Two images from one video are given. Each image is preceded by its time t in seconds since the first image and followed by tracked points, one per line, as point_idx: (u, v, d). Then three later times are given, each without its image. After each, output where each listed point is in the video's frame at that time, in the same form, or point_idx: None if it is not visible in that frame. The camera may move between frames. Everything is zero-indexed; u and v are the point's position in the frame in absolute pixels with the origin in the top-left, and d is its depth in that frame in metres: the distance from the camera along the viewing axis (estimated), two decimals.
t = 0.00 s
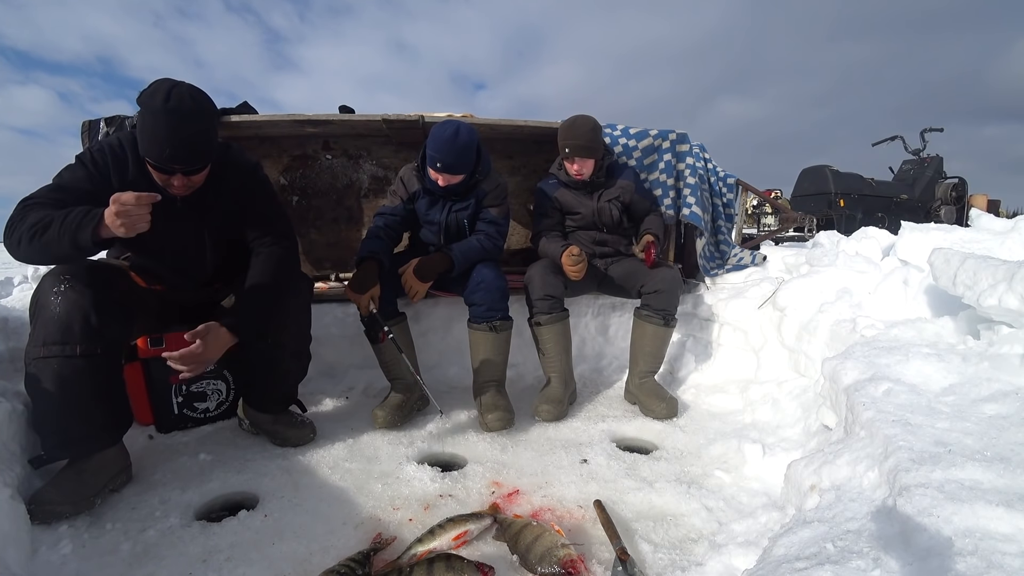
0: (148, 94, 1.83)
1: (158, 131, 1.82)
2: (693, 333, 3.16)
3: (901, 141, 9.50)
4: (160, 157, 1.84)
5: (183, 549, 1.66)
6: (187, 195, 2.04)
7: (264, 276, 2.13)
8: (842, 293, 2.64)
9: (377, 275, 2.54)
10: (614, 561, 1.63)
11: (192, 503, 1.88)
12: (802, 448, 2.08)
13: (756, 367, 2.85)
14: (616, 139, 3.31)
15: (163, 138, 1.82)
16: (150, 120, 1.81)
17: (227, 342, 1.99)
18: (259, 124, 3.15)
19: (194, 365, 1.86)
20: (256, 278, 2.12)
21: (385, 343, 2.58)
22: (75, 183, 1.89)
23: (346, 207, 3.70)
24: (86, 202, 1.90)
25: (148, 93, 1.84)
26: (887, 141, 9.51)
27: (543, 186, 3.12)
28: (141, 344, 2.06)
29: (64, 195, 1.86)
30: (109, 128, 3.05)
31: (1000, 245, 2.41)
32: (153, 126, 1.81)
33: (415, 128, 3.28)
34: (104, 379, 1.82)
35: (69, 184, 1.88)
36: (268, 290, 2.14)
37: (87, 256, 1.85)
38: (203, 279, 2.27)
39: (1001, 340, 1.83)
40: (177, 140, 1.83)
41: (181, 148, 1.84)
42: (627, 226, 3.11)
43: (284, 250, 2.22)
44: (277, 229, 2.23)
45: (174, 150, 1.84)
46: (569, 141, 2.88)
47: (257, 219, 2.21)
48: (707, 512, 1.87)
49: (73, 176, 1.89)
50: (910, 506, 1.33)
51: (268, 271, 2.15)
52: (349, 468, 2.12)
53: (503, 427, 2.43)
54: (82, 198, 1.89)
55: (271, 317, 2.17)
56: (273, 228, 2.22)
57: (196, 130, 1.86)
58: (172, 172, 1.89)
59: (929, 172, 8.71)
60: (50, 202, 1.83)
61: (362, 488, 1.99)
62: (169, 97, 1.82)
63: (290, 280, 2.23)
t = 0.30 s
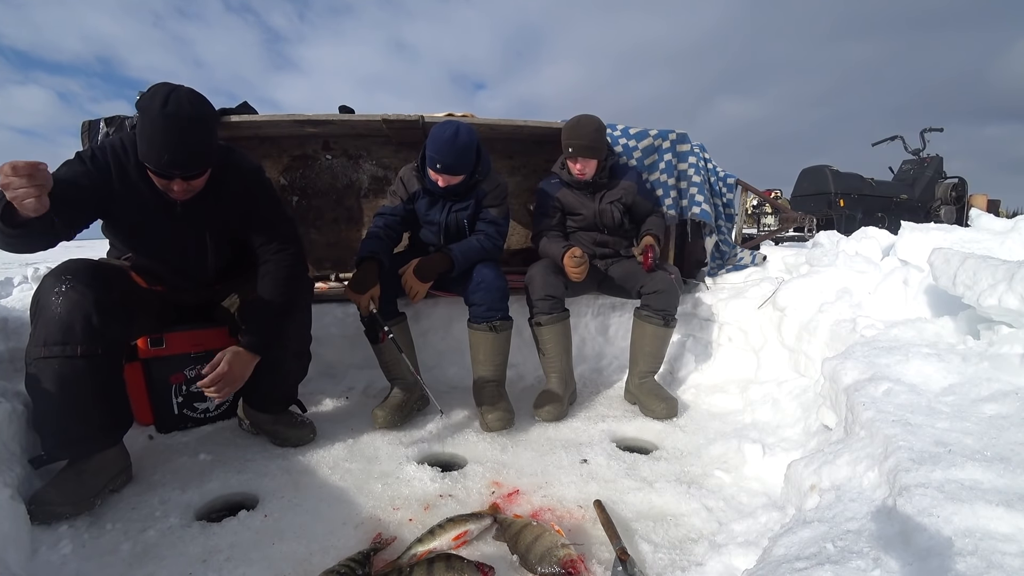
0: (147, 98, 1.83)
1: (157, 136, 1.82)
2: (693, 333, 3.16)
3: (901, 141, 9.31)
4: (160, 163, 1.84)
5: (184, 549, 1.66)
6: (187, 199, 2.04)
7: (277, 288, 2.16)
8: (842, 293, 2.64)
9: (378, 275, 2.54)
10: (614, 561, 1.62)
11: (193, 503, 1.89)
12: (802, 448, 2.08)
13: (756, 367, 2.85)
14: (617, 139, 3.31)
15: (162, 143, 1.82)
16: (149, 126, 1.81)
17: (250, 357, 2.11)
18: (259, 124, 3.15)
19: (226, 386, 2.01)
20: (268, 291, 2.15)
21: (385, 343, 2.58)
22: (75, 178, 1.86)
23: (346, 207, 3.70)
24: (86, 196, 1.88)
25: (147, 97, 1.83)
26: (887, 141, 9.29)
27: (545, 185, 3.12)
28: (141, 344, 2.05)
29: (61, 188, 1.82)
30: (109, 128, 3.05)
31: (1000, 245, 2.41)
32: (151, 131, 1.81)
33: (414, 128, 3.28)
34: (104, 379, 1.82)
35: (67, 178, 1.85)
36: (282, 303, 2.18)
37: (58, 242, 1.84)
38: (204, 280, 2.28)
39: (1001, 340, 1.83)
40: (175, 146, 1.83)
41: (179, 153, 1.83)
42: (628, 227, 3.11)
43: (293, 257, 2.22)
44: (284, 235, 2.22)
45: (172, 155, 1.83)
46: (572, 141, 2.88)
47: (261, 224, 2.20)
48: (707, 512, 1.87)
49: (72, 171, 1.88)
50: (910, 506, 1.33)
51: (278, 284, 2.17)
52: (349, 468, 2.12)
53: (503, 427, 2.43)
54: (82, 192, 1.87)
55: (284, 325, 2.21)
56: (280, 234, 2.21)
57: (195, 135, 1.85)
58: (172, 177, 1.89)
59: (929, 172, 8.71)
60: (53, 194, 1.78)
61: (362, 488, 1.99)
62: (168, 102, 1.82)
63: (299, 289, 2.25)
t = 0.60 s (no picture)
0: (148, 101, 1.83)
1: (158, 140, 1.82)
2: (693, 333, 3.16)
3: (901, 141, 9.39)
4: (160, 165, 1.84)
5: (184, 549, 1.66)
6: (187, 201, 2.03)
7: (281, 285, 2.17)
8: (842, 293, 2.64)
9: (378, 275, 2.54)
10: (614, 561, 1.63)
11: (193, 503, 1.89)
12: (802, 448, 2.08)
13: (756, 367, 2.85)
14: (617, 139, 3.31)
15: (163, 146, 1.82)
16: (149, 128, 1.81)
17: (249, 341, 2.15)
18: (259, 124, 3.15)
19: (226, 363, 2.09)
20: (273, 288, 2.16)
21: (385, 343, 2.58)
22: (73, 179, 1.87)
23: (346, 207, 3.70)
24: (84, 196, 1.89)
25: (148, 100, 1.83)
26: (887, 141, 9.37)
27: (545, 185, 3.12)
28: (141, 344, 2.05)
29: (57, 188, 1.84)
30: (109, 128, 3.05)
31: (1000, 245, 2.41)
32: (152, 134, 1.81)
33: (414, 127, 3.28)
34: (104, 379, 1.82)
35: (66, 179, 1.86)
36: (286, 299, 2.19)
37: (49, 246, 1.84)
38: (204, 280, 2.27)
39: (1001, 340, 1.83)
40: (176, 149, 1.83)
41: (180, 156, 1.83)
42: (628, 227, 3.11)
43: (298, 257, 2.22)
44: (289, 236, 2.21)
45: (172, 158, 1.83)
46: (572, 141, 2.88)
47: (263, 225, 2.19)
48: (707, 512, 1.87)
49: (70, 173, 1.88)
50: (910, 506, 1.33)
51: (282, 282, 2.17)
52: (349, 468, 2.12)
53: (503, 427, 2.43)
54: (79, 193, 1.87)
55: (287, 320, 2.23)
56: (281, 234, 2.20)
57: (195, 138, 1.85)
58: (173, 180, 1.89)
59: (929, 172, 8.71)
60: (47, 195, 1.80)
61: (362, 488, 1.99)
62: (168, 105, 1.82)
63: (303, 287, 2.25)
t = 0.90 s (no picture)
0: (148, 100, 1.83)
1: (158, 140, 1.82)
2: (693, 333, 3.16)
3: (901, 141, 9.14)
4: (160, 164, 1.84)
5: (184, 549, 1.66)
6: (186, 200, 2.04)
7: (285, 254, 2.19)
8: (842, 293, 2.64)
9: (378, 275, 2.54)
10: (614, 561, 1.63)
11: (193, 503, 1.89)
12: (802, 448, 2.08)
13: (756, 367, 2.85)
14: (616, 139, 3.31)
15: (163, 146, 1.82)
16: (149, 127, 1.81)
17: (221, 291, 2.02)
18: (259, 124, 3.15)
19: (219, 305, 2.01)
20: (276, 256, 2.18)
21: (385, 343, 2.57)
22: (66, 191, 1.89)
23: (346, 207, 3.70)
24: (80, 207, 1.91)
25: (148, 99, 1.84)
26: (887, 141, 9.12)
27: (545, 185, 3.12)
28: (141, 344, 2.03)
29: (50, 206, 1.86)
30: (109, 128, 3.05)
31: (1000, 245, 2.41)
32: (152, 134, 1.81)
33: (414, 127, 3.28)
34: (103, 379, 1.82)
35: (57, 193, 1.88)
36: (288, 268, 2.19)
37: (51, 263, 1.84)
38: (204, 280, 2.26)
39: (1001, 340, 1.83)
40: (176, 148, 1.83)
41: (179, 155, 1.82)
42: (628, 227, 3.11)
43: (298, 244, 2.25)
44: (289, 225, 2.28)
45: (172, 157, 1.83)
46: (572, 141, 2.88)
47: (267, 215, 2.26)
48: (707, 512, 1.87)
49: (65, 183, 1.90)
50: (910, 506, 1.33)
51: (287, 252, 2.20)
52: (349, 468, 2.12)
53: (503, 427, 2.43)
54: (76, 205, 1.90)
55: (287, 292, 2.22)
56: (285, 224, 2.27)
57: (195, 137, 1.86)
58: (173, 179, 1.89)
59: (929, 172, 8.71)
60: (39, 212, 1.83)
61: (362, 488, 1.99)
62: (168, 105, 1.82)
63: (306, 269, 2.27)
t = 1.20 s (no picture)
0: (149, 101, 1.83)
1: (160, 139, 1.82)
2: (693, 333, 3.16)
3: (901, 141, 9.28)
4: (163, 164, 1.84)
5: (183, 549, 1.66)
6: (188, 199, 2.04)
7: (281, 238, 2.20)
8: (842, 293, 2.64)
9: (377, 275, 2.54)
10: (614, 561, 1.63)
11: (193, 503, 1.89)
12: (802, 448, 2.08)
13: (756, 367, 2.85)
14: (616, 139, 3.32)
15: (165, 145, 1.82)
16: (150, 127, 1.81)
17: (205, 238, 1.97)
18: (259, 124, 3.15)
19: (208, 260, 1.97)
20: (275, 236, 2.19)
21: (385, 343, 2.58)
22: (87, 196, 1.89)
23: (346, 207, 3.70)
24: (100, 213, 1.91)
25: (149, 99, 1.84)
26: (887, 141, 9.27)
27: (545, 186, 3.12)
28: (141, 344, 2.02)
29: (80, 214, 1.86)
30: (109, 128, 3.05)
31: (1000, 245, 2.41)
32: (154, 134, 1.81)
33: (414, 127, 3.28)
34: (103, 379, 1.82)
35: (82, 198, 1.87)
36: (288, 245, 2.22)
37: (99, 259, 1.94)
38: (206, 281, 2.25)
39: (1001, 340, 1.83)
40: (179, 147, 1.83)
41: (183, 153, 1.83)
42: (628, 227, 3.12)
43: (295, 234, 2.26)
44: (288, 218, 2.30)
45: (175, 156, 1.84)
46: (571, 141, 2.88)
47: (266, 210, 2.27)
48: (707, 512, 1.87)
49: (84, 188, 1.89)
50: (910, 506, 1.33)
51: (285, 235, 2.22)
52: (349, 468, 2.12)
53: (503, 427, 2.43)
54: (98, 213, 1.91)
55: (286, 270, 2.24)
56: (283, 218, 2.29)
57: (197, 137, 1.86)
58: (175, 179, 1.89)
59: (929, 172, 8.71)
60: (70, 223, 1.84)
61: (362, 488, 1.99)
62: (169, 104, 1.82)
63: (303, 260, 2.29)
